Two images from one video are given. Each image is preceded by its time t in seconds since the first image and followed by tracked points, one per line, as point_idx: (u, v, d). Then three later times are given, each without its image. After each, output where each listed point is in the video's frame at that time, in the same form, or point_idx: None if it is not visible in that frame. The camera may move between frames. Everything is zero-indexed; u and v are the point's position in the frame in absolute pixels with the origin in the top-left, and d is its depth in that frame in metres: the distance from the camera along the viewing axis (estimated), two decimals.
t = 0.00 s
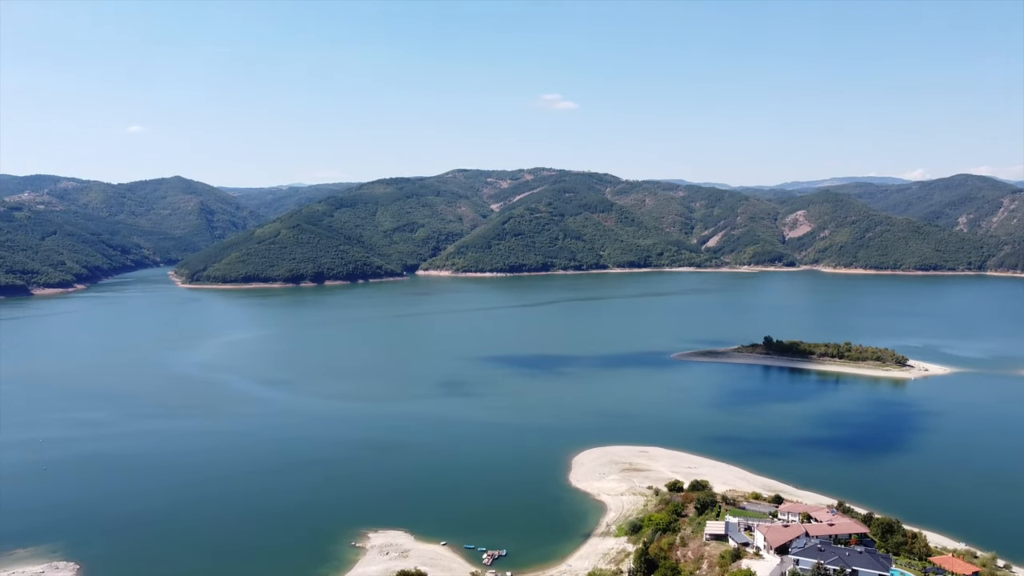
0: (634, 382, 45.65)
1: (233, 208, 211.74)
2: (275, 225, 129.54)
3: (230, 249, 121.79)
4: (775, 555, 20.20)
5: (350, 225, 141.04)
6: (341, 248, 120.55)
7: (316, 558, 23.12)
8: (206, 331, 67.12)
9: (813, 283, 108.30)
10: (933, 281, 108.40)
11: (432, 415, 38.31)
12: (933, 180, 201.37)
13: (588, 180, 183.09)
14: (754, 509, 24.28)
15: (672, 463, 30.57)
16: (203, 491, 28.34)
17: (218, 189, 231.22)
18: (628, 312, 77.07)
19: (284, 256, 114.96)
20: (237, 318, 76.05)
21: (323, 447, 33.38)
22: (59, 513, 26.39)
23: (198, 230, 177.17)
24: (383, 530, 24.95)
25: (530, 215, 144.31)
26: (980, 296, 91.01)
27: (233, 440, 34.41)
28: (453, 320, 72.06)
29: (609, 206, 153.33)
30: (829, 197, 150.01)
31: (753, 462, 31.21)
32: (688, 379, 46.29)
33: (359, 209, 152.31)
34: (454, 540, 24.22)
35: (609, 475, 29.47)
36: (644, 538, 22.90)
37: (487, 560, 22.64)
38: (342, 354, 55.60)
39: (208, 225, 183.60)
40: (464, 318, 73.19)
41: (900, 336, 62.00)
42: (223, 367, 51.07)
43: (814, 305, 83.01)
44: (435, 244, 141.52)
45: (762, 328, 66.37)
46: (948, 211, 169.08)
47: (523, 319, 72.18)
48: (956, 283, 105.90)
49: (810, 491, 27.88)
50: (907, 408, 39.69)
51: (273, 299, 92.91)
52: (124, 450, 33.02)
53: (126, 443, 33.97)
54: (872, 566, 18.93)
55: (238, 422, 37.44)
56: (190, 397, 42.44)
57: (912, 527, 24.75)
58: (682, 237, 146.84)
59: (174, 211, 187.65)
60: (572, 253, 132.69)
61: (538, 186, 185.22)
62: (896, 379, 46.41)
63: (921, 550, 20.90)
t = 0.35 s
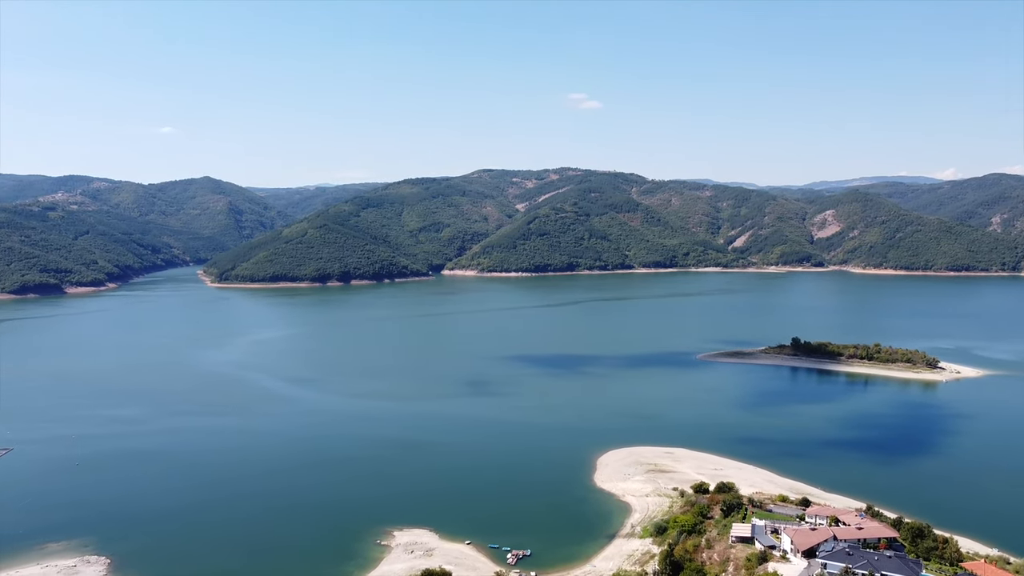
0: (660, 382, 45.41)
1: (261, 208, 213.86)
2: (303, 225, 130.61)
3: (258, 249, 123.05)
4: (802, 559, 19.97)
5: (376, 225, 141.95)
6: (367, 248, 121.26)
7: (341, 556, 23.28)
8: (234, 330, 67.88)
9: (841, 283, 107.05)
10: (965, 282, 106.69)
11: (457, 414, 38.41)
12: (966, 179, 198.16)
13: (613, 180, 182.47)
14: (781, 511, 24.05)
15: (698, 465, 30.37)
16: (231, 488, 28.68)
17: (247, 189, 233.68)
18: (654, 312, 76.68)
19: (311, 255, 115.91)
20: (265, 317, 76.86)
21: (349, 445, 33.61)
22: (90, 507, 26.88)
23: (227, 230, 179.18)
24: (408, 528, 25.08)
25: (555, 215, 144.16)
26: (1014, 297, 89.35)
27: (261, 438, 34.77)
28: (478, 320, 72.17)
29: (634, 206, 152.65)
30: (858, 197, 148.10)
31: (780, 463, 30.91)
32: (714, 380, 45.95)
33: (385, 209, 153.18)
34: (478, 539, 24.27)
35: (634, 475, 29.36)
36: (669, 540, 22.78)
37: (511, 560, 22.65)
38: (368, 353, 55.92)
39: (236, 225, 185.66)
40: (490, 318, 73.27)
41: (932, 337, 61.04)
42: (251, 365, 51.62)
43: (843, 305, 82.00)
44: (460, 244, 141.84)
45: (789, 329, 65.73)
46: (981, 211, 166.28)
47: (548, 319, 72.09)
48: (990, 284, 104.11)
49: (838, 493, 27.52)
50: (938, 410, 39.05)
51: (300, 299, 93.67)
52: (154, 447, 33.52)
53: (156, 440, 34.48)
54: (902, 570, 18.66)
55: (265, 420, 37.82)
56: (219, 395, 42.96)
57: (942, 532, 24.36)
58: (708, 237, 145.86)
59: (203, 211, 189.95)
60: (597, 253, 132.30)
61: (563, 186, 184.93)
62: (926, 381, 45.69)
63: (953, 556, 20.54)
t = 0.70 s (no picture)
0: (689, 383, 45.09)
1: (291, 208, 216.16)
2: (332, 224, 131.56)
3: (288, 248, 124.45)
4: (833, 563, 19.73)
5: (404, 225, 142.81)
6: (395, 248, 121.95)
7: (369, 553, 23.46)
8: (266, 328, 68.60)
9: (874, 284, 105.51)
10: (1001, 283, 104.65)
11: (484, 413, 38.52)
12: (1003, 178, 194.28)
13: (642, 180, 181.68)
14: (811, 514, 23.79)
15: (726, 467, 30.12)
16: (261, 484, 29.01)
17: (277, 189, 236.34)
18: (683, 312, 76.22)
19: (340, 255, 116.90)
20: (294, 316, 77.69)
21: (375, 443, 33.83)
22: (124, 502, 27.38)
23: (258, 229, 181.38)
24: (435, 527, 25.18)
25: (583, 215, 143.93)
26: None
27: (290, 435, 35.14)
28: (505, 320, 72.24)
29: (663, 206, 151.72)
30: (892, 196, 145.86)
31: (810, 465, 30.57)
32: (743, 380, 45.57)
33: (413, 209, 154.01)
34: (506, 538, 24.31)
35: (661, 477, 29.20)
36: (697, 542, 22.64)
37: (538, 560, 22.67)
38: (396, 351, 56.26)
39: (267, 224, 187.88)
40: (517, 318, 73.32)
41: (968, 339, 59.88)
42: (281, 363, 52.20)
43: (875, 306, 80.85)
44: (488, 243, 141.95)
45: (820, 330, 64.96)
46: (1019, 210, 162.92)
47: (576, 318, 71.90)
48: None
49: (869, 497, 27.08)
50: (973, 413, 38.34)
51: (330, 298, 94.52)
52: (185, 443, 34.02)
53: (188, 436, 34.99)
54: None
55: (295, 417, 38.22)
56: (249, 392, 43.45)
57: (977, 537, 23.90)
58: (738, 237, 144.62)
59: (235, 211, 192.50)
60: (625, 253, 131.73)
61: (591, 185, 184.53)
62: (961, 384, 44.86)
63: (988, 562, 20.16)
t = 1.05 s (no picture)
0: (715, 384, 44.79)
1: (318, 208, 217.90)
2: (358, 224, 132.34)
3: (315, 248, 125.56)
4: (861, 568, 19.49)
5: (430, 225, 143.42)
6: (421, 247, 122.47)
7: (394, 551, 23.56)
8: (293, 327, 69.22)
9: (904, 285, 103.96)
10: None
11: (509, 413, 38.56)
12: None
13: (668, 179, 180.71)
14: (839, 518, 23.51)
15: (752, 469, 29.86)
16: (287, 483, 29.25)
17: (304, 189, 238.45)
18: (709, 313, 75.70)
19: (367, 254, 117.64)
20: (321, 315, 78.35)
21: (400, 442, 33.99)
22: (154, 498, 27.76)
23: (286, 228, 183.12)
24: (460, 526, 25.23)
25: (609, 215, 143.52)
26: None
27: (316, 433, 35.47)
28: (530, 320, 72.22)
29: (689, 205, 150.69)
30: (923, 195, 143.64)
31: (838, 467, 30.23)
32: (770, 381, 45.16)
33: (439, 209, 154.63)
34: (530, 538, 24.31)
35: (686, 478, 29.03)
36: (723, 544, 22.46)
37: (562, 560, 22.64)
38: (421, 351, 56.50)
39: (294, 224, 189.54)
40: (542, 318, 73.27)
41: (1001, 342, 58.82)
42: (307, 362, 52.66)
43: (905, 307, 79.76)
44: (513, 243, 142.00)
45: (849, 331, 64.19)
46: None
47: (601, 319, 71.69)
48: None
49: (900, 501, 26.64)
50: (1006, 416, 37.64)
51: (356, 297, 95.19)
52: (214, 441, 34.38)
53: (216, 434, 35.40)
54: None
55: (321, 416, 38.54)
56: (276, 391, 43.88)
57: (1011, 543, 23.43)
58: (765, 237, 143.35)
59: (262, 211, 194.44)
60: (651, 253, 131.08)
61: (617, 185, 183.89)
62: (994, 387, 44.06)
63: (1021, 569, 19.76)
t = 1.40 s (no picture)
0: (744, 384, 44.41)
1: (348, 208, 219.60)
2: (387, 224, 133.11)
3: (345, 247, 126.60)
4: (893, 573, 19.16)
5: (458, 225, 143.93)
6: (449, 247, 122.91)
7: (421, 550, 23.64)
8: (323, 326, 69.80)
9: (939, 286, 102.14)
10: None
11: (534, 412, 38.57)
12: None
13: (697, 179, 179.48)
14: (870, 522, 23.18)
15: (782, 472, 29.56)
16: (316, 480, 29.52)
17: (334, 189, 240.50)
18: (739, 313, 74.98)
19: (395, 254, 118.34)
20: (350, 314, 78.92)
21: (428, 441, 34.16)
22: (186, 494, 28.15)
23: (316, 228, 184.82)
24: (487, 526, 25.27)
25: (637, 215, 142.97)
26: None
27: (345, 432, 35.73)
28: (559, 319, 72.10)
29: (719, 205, 149.38)
30: (959, 195, 141.02)
31: (869, 470, 29.79)
32: (800, 383, 44.67)
33: (467, 210, 155.12)
34: (557, 538, 24.27)
35: (715, 480, 28.81)
36: (752, 547, 22.24)
37: (589, 561, 22.57)
38: (448, 350, 56.72)
39: (324, 224, 191.15)
40: (570, 317, 73.15)
41: None
42: (336, 361, 53.10)
43: (939, 309, 78.38)
44: (541, 243, 141.88)
45: (881, 332, 63.24)
46: None
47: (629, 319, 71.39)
48: None
49: (933, 506, 26.14)
50: None
51: (384, 296, 95.85)
52: (245, 438, 34.81)
53: (245, 431, 35.80)
54: None
55: (348, 414, 38.83)
56: (305, 389, 44.30)
57: None
58: (796, 237, 141.77)
59: (293, 211, 196.45)
60: (680, 253, 130.17)
61: (646, 184, 183.07)
62: None
63: None
